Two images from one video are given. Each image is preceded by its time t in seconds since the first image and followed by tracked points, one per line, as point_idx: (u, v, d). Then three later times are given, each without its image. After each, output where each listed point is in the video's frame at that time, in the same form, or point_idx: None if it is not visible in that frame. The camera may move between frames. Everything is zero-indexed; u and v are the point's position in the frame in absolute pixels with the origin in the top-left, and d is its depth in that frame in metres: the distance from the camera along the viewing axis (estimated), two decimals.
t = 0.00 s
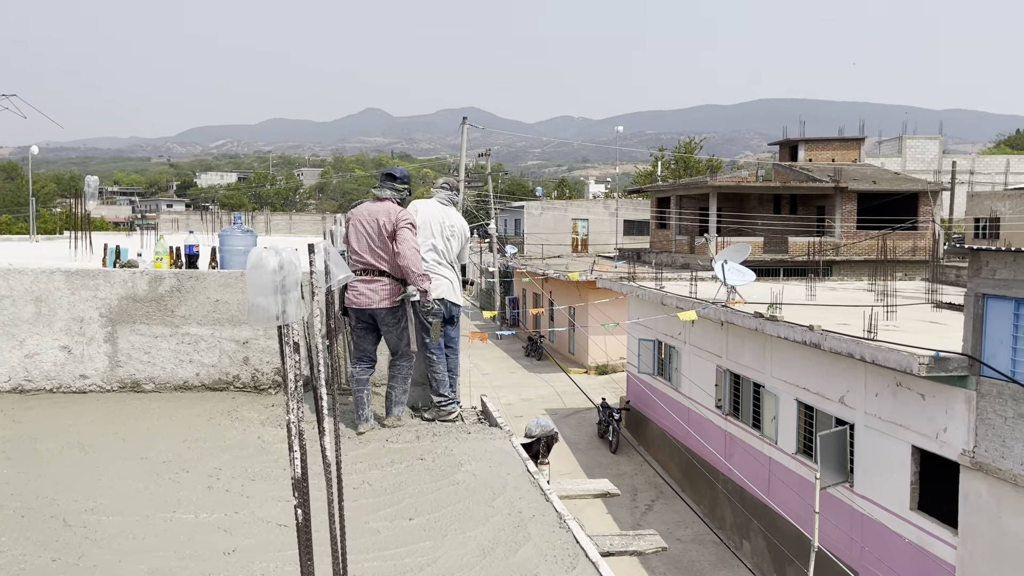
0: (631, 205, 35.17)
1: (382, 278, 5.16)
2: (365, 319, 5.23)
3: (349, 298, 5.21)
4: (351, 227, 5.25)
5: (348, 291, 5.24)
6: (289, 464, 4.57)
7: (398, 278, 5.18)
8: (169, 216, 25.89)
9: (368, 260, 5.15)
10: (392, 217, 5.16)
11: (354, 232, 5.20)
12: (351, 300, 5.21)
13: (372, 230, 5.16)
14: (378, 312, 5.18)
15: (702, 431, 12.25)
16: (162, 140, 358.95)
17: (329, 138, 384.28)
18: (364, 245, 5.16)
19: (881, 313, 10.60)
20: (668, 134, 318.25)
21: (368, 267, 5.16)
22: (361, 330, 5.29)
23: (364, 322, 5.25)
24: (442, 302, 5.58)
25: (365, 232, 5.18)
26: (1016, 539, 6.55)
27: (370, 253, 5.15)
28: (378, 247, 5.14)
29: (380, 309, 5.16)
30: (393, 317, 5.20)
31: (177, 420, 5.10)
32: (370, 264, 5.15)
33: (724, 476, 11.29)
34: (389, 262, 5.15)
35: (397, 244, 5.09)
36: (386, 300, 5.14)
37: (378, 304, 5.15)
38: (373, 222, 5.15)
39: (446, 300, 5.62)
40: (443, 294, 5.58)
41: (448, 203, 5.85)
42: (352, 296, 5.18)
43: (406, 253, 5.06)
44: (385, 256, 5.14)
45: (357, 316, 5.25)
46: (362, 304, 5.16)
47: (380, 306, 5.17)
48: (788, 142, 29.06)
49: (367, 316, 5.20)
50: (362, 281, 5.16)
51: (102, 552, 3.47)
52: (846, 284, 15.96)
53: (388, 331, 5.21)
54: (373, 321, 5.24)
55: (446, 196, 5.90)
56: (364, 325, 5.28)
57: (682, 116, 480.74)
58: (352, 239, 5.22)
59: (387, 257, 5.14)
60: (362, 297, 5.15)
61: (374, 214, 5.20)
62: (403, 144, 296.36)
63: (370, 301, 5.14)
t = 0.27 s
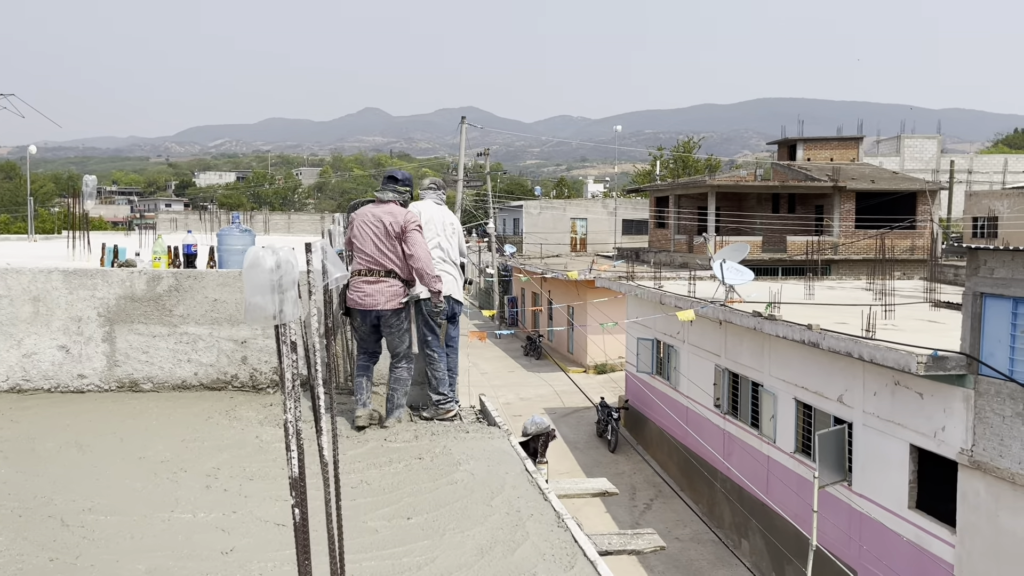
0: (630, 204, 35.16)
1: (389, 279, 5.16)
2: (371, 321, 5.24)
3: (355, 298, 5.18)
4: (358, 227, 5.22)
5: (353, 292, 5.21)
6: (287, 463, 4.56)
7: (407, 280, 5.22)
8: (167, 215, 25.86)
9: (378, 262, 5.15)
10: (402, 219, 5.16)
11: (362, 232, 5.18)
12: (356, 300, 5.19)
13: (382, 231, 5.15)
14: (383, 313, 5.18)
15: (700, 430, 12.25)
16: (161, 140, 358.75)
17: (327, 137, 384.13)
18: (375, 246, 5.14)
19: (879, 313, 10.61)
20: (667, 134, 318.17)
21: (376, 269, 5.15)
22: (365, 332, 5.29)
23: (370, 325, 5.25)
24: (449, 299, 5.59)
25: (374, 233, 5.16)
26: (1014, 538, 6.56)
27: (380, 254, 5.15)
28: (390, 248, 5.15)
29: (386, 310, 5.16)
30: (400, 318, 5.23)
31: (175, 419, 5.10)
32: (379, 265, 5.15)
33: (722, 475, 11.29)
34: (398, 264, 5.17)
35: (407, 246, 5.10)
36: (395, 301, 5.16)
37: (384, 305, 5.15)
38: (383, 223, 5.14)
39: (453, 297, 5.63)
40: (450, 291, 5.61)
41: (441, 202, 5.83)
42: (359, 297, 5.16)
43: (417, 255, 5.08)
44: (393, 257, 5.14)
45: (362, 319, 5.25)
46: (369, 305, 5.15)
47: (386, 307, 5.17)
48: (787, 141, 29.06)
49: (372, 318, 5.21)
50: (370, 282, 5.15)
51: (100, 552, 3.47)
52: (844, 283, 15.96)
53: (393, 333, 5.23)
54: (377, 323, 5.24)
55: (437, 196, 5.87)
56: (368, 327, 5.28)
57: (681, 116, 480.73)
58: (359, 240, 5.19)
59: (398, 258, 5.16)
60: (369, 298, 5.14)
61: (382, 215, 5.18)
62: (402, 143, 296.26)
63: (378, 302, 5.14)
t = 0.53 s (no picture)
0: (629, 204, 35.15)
1: (381, 275, 5.16)
2: (364, 317, 5.23)
3: (347, 295, 5.19)
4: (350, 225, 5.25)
5: (345, 289, 5.21)
6: (286, 462, 4.56)
7: (399, 276, 5.22)
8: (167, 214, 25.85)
9: (370, 258, 5.15)
10: (394, 217, 5.17)
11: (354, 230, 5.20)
12: (349, 297, 5.19)
13: (374, 229, 5.17)
14: (376, 309, 5.16)
15: (699, 429, 12.25)
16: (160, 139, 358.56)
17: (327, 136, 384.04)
18: (366, 243, 5.15)
19: (878, 312, 10.61)
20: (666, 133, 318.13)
21: (368, 266, 5.15)
22: (360, 329, 5.29)
23: (362, 321, 5.25)
24: (445, 295, 5.58)
25: (366, 231, 5.19)
26: (1013, 537, 6.57)
27: (372, 251, 5.16)
28: (382, 245, 5.16)
29: (379, 306, 5.14)
30: (392, 314, 5.19)
31: (174, 419, 5.10)
32: (371, 261, 5.15)
33: (721, 474, 11.30)
34: (390, 260, 5.18)
35: (399, 242, 5.11)
36: (387, 297, 5.14)
37: (377, 301, 5.14)
38: (374, 221, 5.15)
39: (450, 293, 5.62)
40: (448, 287, 5.60)
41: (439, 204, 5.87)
42: (351, 294, 5.16)
43: (409, 250, 5.10)
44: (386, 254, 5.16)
45: (355, 316, 5.24)
46: (362, 301, 5.15)
47: (378, 303, 5.15)
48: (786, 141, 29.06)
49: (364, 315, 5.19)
50: (362, 278, 5.15)
51: (99, 552, 3.47)
52: (843, 282, 15.96)
53: (384, 329, 5.18)
54: (370, 320, 5.23)
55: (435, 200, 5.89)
56: (363, 323, 5.27)
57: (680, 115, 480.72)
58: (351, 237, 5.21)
59: (391, 254, 5.18)
60: (361, 294, 5.14)
61: (372, 213, 5.21)
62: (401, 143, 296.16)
63: (370, 298, 5.13)
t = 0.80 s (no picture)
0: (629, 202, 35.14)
1: (373, 272, 5.15)
2: (356, 314, 5.24)
3: (340, 293, 5.19)
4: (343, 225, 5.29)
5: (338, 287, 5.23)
6: (284, 461, 4.56)
7: (391, 273, 5.19)
8: (167, 213, 25.82)
9: (361, 255, 5.16)
10: (386, 214, 5.19)
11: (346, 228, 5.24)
12: (342, 295, 5.19)
13: (365, 227, 5.20)
14: (367, 306, 5.16)
15: (699, 428, 12.25)
16: (159, 138, 358.46)
17: (326, 135, 383.94)
18: (358, 241, 5.17)
19: (877, 311, 10.61)
20: (666, 132, 318.04)
21: (361, 263, 5.16)
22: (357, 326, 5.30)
23: (355, 318, 5.26)
24: (439, 292, 5.59)
25: (358, 230, 5.22)
26: (1012, 536, 6.57)
27: (363, 248, 5.17)
28: (372, 242, 5.18)
29: (370, 302, 5.13)
30: (383, 311, 5.18)
31: (174, 417, 5.09)
32: (362, 258, 5.16)
33: (721, 473, 11.31)
34: (382, 257, 5.18)
35: (391, 238, 5.14)
36: (379, 293, 5.12)
37: (369, 297, 5.13)
38: (366, 218, 5.18)
39: (445, 289, 5.62)
40: (442, 284, 5.60)
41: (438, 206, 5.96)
42: (343, 291, 5.17)
43: (401, 247, 5.12)
44: (378, 251, 5.17)
45: (348, 313, 5.25)
46: (353, 298, 5.14)
47: (370, 300, 5.14)
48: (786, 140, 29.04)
49: (356, 311, 5.19)
50: (354, 275, 5.15)
51: (99, 550, 3.47)
52: (842, 281, 15.97)
53: (377, 326, 5.19)
54: (362, 317, 5.25)
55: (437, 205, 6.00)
56: (358, 321, 5.28)
57: (680, 114, 480.49)
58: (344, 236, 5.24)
59: (382, 251, 5.18)
60: (353, 291, 5.14)
61: (364, 211, 5.24)
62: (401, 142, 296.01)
63: (361, 294, 5.12)
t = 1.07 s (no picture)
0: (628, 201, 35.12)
1: (371, 271, 5.16)
2: (354, 313, 5.24)
3: (337, 291, 5.19)
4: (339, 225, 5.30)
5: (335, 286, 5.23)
6: (283, 460, 4.56)
7: (390, 272, 5.21)
8: (167, 212, 25.81)
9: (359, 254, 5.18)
10: (385, 213, 5.23)
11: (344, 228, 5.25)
12: (339, 293, 5.19)
13: (362, 226, 5.22)
14: (365, 305, 5.16)
15: (699, 427, 12.25)
16: (159, 136, 358.25)
17: (326, 134, 383.70)
18: (356, 239, 5.19)
19: (877, 309, 10.61)
20: (666, 131, 317.83)
21: (359, 261, 5.17)
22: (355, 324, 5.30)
23: (352, 317, 5.26)
24: (436, 291, 5.55)
25: (356, 229, 5.24)
26: (1011, 534, 6.58)
27: (361, 247, 5.19)
28: (370, 241, 5.19)
29: (368, 301, 5.14)
30: (381, 310, 5.18)
31: (173, 416, 5.09)
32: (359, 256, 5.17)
33: (720, 472, 11.30)
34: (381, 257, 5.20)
35: (391, 238, 5.16)
36: (377, 292, 5.13)
37: (366, 296, 5.13)
38: (366, 218, 5.20)
39: (441, 288, 5.58)
40: (439, 282, 5.57)
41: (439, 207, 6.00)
42: (341, 290, 5.17)
43: (401, 246, 5.16)
44: (377, 250, 5.19)
45: (346, 312, 5.26)
46: (350, 297, 5.15)
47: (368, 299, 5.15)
48: (785, 138, 29.03)
49: (355, 310, 5.20)
50: (351, 274, 5.16)
51: (97, 549, 3.47)
52: (841, 280, 15.98)
53: (375, 326, 5.19)
54: (360, 315, 5.24)
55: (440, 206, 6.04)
56: (356, 319, 5.28)
57: (680, 113, 480.20)
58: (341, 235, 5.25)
59: (380, 251, 5.20)
60: (351, 289, 5.14)
61: (363, 210, 5.26)
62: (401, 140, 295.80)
63: (359, 293, 5.13)
